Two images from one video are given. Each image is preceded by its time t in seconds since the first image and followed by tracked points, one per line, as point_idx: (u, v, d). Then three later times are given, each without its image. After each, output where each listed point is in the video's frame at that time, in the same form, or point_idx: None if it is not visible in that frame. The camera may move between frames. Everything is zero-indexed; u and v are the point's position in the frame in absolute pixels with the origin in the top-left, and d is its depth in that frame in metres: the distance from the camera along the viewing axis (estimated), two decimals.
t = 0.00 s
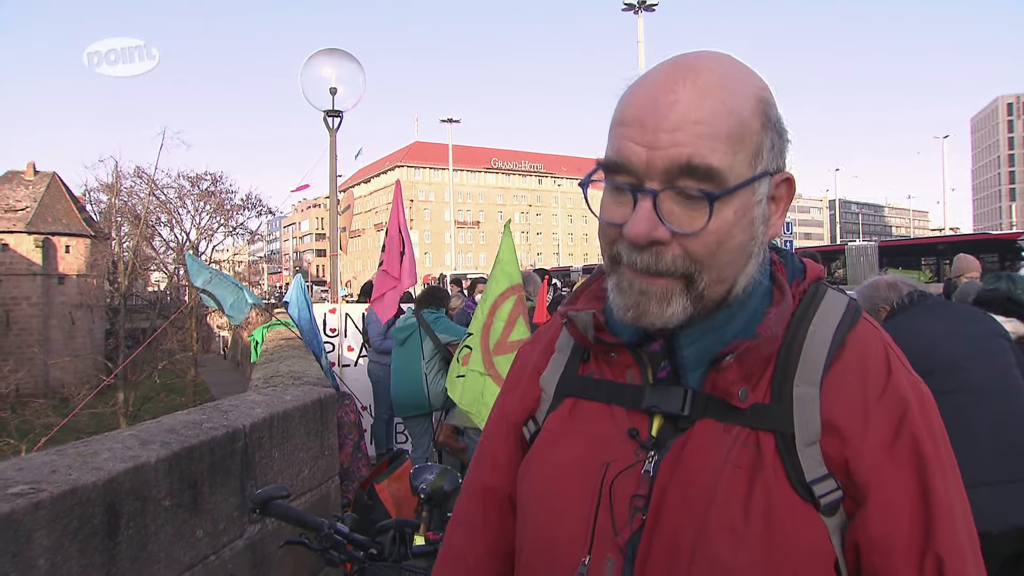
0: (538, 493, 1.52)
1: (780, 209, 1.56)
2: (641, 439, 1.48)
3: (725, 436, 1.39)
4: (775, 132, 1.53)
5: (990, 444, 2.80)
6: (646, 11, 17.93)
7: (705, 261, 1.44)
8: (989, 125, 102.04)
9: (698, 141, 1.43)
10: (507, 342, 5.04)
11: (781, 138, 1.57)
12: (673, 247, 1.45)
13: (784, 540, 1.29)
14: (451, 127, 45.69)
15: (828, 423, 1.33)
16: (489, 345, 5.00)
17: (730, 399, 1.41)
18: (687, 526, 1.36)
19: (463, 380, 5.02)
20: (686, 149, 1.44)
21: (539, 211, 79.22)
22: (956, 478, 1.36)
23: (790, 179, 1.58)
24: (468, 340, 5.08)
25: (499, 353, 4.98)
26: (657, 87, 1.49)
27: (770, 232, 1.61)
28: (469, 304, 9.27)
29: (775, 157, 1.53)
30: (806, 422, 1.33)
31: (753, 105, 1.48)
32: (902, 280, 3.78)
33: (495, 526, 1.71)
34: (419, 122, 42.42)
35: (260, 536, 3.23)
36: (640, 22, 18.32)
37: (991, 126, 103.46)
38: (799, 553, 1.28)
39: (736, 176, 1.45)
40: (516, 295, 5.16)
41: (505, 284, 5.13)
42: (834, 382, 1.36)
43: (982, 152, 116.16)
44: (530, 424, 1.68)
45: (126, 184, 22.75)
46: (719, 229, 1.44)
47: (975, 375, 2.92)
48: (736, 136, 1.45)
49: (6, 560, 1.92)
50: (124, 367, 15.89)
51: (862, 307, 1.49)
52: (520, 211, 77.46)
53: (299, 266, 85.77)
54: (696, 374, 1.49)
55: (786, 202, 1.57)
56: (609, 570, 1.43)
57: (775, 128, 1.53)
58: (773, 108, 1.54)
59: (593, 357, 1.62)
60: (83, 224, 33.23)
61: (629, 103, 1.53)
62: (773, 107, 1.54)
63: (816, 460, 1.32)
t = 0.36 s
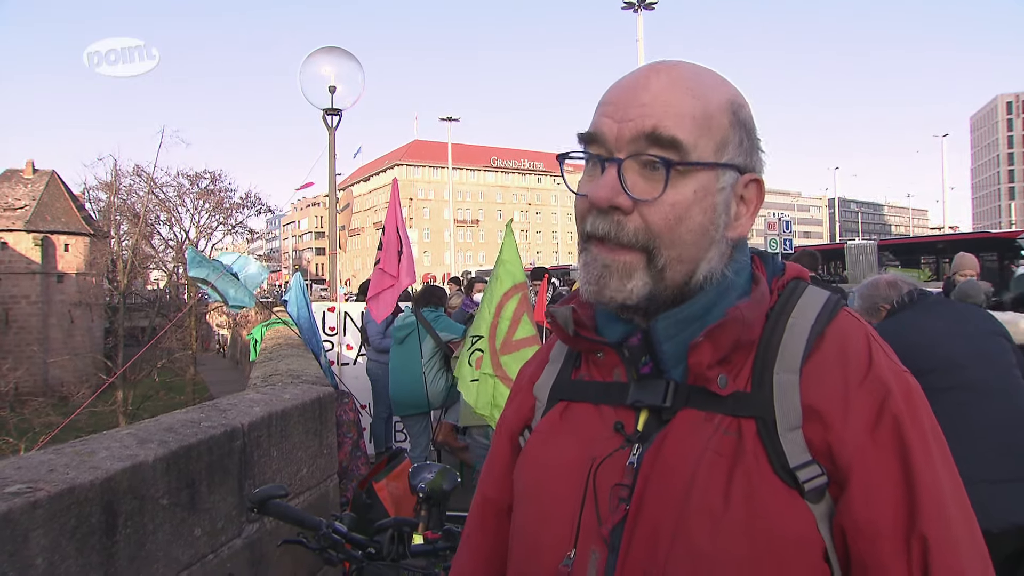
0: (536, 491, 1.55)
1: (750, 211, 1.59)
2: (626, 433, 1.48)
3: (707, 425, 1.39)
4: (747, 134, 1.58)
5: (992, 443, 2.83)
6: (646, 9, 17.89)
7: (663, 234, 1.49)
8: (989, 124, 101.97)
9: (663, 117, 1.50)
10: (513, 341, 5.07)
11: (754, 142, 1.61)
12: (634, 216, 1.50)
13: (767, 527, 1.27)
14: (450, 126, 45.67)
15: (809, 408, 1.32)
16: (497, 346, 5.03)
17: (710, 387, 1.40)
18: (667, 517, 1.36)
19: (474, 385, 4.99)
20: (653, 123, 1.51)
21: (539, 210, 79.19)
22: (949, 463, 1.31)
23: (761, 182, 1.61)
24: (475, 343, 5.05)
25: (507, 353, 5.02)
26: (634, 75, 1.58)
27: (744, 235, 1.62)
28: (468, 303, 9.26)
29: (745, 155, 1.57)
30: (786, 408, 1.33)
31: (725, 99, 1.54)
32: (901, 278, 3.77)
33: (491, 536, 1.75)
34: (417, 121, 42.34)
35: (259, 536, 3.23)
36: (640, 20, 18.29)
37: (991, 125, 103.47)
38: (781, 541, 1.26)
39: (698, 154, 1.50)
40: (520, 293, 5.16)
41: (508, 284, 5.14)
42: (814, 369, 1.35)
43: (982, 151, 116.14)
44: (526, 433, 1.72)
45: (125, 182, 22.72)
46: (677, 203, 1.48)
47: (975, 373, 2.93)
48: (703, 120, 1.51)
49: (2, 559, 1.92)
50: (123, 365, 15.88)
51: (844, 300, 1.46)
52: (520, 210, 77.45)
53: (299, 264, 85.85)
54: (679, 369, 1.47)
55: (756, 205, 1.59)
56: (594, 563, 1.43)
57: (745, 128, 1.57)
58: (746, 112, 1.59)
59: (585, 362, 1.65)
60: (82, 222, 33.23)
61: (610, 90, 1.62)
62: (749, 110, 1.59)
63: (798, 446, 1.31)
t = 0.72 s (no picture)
0: (528, 497, 1.56)
1: (741, 206, 1.60)
2: (618, 443, 1.49)
3: (701, 436, 1.38)
4: (730, 124, 1.58)
5: (997, 444, 2.83)
6: (647, 10, 17.89)
7: (646, 235, 1.49)
8: (992, 124, 101.81)
9: (639, 115, 1.51)
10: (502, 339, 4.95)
11: (739, 132, 1.61)
12: (617, 218, 1.51)
13: (761, 540, 1.27)
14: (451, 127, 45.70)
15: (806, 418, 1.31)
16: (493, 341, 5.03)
17: (704, 396, 1.40)
18: (657, 527, 1.36)
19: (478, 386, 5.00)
20: (629, 121, 1.52)
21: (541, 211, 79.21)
22: (952, 471, 1.30)
23: (751, 175, 1.62)
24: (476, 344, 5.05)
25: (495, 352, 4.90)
26: (609, 76, 1.60)
27: (739, 230, 1.63)
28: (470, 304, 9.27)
29: (730, 147, 1.57)
30: (782, 417, 1.33)
31: (704, 92, 1.54)
32: (906, 278, 3.74)
33: (482, 539, 1.77)
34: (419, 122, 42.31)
35: (260, 537, 3.22)
36: (641, 21, 18.29)
37: (993, 125, 103.33)
38: (774, 553, 1.26)
39: (679, 151, 1.50)
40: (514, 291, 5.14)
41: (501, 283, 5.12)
42: (812, 378, 1.34)
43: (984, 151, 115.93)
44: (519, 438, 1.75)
45: (127, 183, 22.75)
46: (660, 201, 1.49)
47: (978, 374, 2.93)
48: (680, 115, 1.51)
49: (5, 560, 1.91)
50: (125, 366, 15.91)
51: (846, 305, 1.45)
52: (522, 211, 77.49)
53: (300, 265, 85.93)
54: (672, 377, 1.48)
55: (748, 199, 1.60)
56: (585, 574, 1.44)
57: (726, 120, 1.58)
58: (728, 102, 1.60)
59: (577, 368, 1.67)
60: (85, 223, 33.30)
61: (586, 92, 1.63)
62: (729, 101, 1.59)
63: (795, 458, 1.30)
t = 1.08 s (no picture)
0: (509, 499, 1.57)
1: (727, 192, 1.61)
2: (596, 443, 1.50)
3: (681, 437, 1.40)
4: (712, 109, 1.59)
5: (994, 446, 2.84)
6: (647, 13, 17.92)
7: (625, 222, 1.50)
8: (990, 128, 102.07)
9: (617, 100, 1.52)
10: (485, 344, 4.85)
11: (723, 115, 1.62)
12: (596, 204, 1.52)
13: (742, 545, 1.28)
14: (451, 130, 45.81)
15: (789, 421, 1.32)
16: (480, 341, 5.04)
17: (685, 397, 1.41)
18: (636, 530, 1.37)
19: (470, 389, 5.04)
20: (606, 107, 1.52)
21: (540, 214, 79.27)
22: (944, 479, 1.30)
23: (737, 161, 1.62)
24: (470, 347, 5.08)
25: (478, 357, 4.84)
26: (588, 63, 1.61)
27: (726, 217, 1.64)
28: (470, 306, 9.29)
29: (712, 131, 1.57)
30: (766, 421, 1.33)
31: (684, 78, 1.55)
32: (904, 282, 3.76)
33: (466, 533, 1.78)
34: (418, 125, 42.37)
35: (260, 540, 3.23)
36: (640, 24, 18.31)
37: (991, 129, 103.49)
38: (752, 554, 1.28)
39: (659, 135, 1.50)
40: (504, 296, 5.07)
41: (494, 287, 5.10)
42: (797, 379, 1.34)
43: (982, 155, 116.10)
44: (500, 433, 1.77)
45: (126, 186, 22.79)
46: (639, 186, 1.49)
47: (977, 378, 2.95)
48: (659, 100, 1.52)
49: (5, 563, 1.92)
50: (124, 369, 15.93)
51: (837, 300, 1.45)
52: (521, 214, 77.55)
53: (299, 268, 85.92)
54: (652, 374, 1.50)
55: (733, 186, 1.61)
56: None
57: (709, 103, 1.58)
58: (712, 86, 1.60)
59: (557, 362, 1.68)
60: (84, 226, 33.33)
61: (566, 80, 1.64)
62: (711, 86, 1.59)
63: (779, 463, 1.30)
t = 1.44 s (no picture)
0: (504, 517, 1.58)
1: (716, 189, 1.62)
2: (585, 460, 1.50)
3: (670, 456, 1.40)
4: (696, 102, 1.58)
5: (993, 445, 2.84)
6: (648, 11, 17.91)
7: (605, 225, 1.50)
8: (991, 127, 102.03)
9: (594, 99, 1.51)
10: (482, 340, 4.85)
11: (710, 108, 1.62)
12: (574, 208, 1.52)
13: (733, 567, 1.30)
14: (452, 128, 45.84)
15: (781, 435, 1.33)
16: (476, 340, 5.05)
17: (672, 418, 1.40)
18: (625, 551, 1.38)
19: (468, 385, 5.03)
20: (583, 105, 1.52)
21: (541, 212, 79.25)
22: (945, 483, 1.31)
23: (726, 157, 1.63)
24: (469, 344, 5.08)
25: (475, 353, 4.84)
26: (567, 55, 1.61)
27: (714, 215, 1.65)
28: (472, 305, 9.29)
29: (697, 127, 1.57)
30: (756, 439, 1.33)
31: (666, 71, 1.54)
32: (902, 281, 3.76)
33: (462, 540, 1.79)
34: (419, 123, 42.34)
35: (261, 536, 3.24)
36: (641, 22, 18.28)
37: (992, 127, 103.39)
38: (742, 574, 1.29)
39: (639, 133, 1.50)
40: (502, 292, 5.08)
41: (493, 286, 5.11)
42: (788, 393, 1.35)
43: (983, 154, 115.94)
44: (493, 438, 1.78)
45: (127, 183, 22.78)
46: (618, 190, 1.50)
47: (977, 376, 2.95)
48: (639, 95, 1.51)
49: (9, 558, 1.93)
50: (125, 366, 15.94)
51: (833, 300, 1.46)
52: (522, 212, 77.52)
53: (300, 265, 85.92)
54: (638, 390, 1.51)
55: (721, 183, 1.62)
56: None
57: (695, 96, 1.58)
58: (697, 76, 1.60)
59: (545, 372, 1.69)
60: (85, 223, 33.35)
61: (544, 73, 1.64)
62: (696, 78, 1.59)
63: (771, 480, 1.31)
